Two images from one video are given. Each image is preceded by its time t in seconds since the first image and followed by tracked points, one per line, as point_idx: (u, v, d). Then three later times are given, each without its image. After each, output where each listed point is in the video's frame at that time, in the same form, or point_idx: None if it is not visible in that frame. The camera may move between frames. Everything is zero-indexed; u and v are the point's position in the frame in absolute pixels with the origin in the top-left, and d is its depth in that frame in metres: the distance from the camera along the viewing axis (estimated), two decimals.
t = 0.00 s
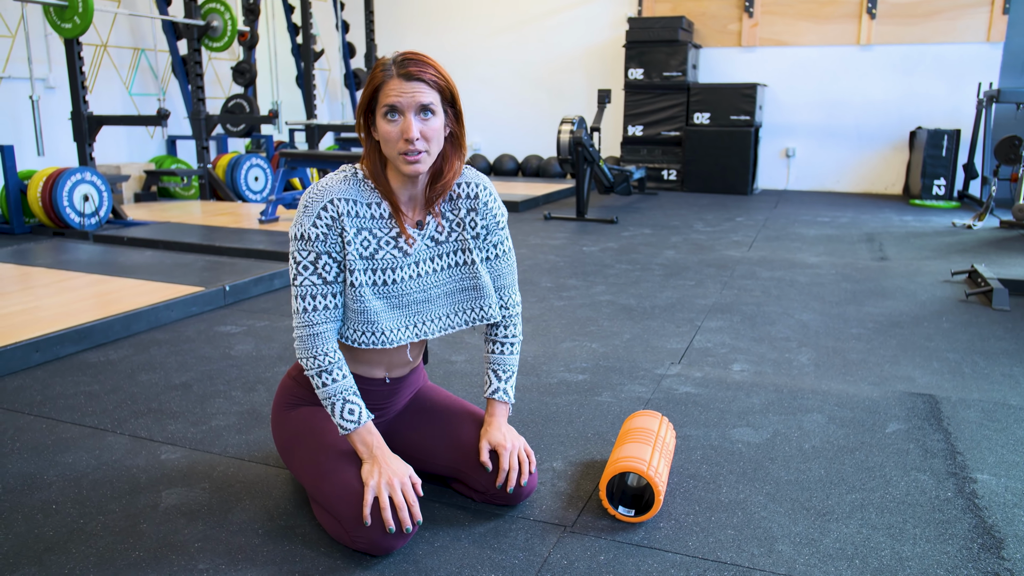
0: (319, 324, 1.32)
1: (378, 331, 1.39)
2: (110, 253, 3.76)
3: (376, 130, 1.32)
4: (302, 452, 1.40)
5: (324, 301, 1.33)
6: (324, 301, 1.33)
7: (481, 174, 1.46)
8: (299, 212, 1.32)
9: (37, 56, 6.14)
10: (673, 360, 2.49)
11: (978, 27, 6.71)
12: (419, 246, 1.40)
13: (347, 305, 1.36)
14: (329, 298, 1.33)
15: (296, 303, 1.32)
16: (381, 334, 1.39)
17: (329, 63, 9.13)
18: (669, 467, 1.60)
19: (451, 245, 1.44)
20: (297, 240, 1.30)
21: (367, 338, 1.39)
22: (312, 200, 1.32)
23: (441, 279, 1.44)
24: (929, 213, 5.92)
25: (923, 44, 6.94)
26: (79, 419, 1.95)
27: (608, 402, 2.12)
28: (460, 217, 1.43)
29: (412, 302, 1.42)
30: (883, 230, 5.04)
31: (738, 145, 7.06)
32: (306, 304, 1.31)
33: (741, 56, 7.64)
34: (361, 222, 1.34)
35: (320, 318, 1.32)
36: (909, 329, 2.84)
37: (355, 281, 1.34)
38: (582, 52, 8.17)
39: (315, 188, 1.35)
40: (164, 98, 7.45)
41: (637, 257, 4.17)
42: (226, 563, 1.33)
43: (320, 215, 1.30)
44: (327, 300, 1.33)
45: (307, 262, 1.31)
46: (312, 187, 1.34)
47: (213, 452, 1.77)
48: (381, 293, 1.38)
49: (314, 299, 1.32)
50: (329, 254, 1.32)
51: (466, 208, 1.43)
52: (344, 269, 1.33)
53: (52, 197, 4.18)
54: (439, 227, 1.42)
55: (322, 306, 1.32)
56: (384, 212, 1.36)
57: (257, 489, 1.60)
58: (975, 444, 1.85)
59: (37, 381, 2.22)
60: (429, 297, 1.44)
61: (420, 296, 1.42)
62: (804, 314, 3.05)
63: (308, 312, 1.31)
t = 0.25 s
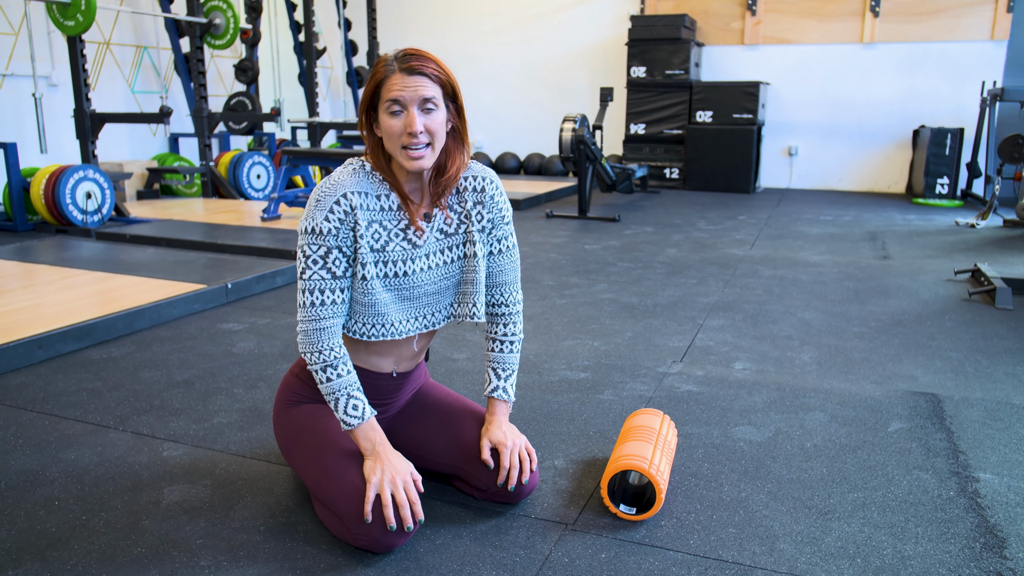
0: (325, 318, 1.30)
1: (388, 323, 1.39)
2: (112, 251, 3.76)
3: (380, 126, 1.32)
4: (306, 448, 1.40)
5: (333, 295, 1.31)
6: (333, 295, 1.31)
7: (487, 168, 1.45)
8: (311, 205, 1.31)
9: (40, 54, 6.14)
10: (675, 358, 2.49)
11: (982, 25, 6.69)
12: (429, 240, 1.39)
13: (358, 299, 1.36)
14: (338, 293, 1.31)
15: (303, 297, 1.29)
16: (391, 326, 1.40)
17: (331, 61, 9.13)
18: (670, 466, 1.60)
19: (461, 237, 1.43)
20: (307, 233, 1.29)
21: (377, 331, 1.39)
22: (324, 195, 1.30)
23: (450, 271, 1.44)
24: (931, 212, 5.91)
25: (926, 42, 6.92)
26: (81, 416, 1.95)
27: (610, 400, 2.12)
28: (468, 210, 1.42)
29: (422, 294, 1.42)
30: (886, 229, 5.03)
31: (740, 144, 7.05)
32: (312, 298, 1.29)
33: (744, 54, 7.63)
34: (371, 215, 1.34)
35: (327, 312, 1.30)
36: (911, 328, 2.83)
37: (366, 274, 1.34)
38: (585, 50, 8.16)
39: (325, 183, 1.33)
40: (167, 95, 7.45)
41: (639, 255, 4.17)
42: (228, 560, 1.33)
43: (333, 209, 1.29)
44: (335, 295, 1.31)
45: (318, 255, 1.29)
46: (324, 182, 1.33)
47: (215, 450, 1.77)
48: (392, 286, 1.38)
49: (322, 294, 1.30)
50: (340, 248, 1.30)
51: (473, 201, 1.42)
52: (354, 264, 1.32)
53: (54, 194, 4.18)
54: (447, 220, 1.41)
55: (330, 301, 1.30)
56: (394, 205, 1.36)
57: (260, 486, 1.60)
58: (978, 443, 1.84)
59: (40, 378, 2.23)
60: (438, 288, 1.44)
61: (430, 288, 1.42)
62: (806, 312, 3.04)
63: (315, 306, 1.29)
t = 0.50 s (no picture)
0: (309, 294, 1.21)
1: (400, 314, 1.38)
2: (116, 249, 3.77)
3: (401, 122, 1.30)
4: (308, 445, 1.40)
5: (323, 274, 1.24)
6: (324, 275, 1.23)
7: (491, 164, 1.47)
8: (323, 191, 1.29)
9: (44, 52, 6.16)
10: (678, 356, 2.49)
11: (986, 23, 6.67)
12: (439, 232, 1.39)
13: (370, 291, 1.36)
14: (332, 275, 1.25)
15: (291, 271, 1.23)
16: (404, 317, 1.39)
17: (334, 59, 9.13)
18: (672, 464, 1.60)
19: (469, 230, 1.44)
20: (314, 216, 1.25)
21: (389, 322, 1.38)
22: (337, 183, 1.29)
23: (459, 263, 1.45)
24: (935, 211, 5.89)
25: (930, 40, 6.90)
26: (84, 414, 1.96)
27: (612, 398, 2.12)
28: (475, 204, 1.44)
29: (433, 286, 1.42)
30: (889, 227, 5.02)
31: (743, 142, 7.04)
32: (301, 272, 1.22)
33: (747, 53, 7.62)
34: (384, 206, 1.33)
35: (311, 289, 1.22)
36: (914, 326, 2.83)
37: (380, 265, 1.34)
38: (588, 49, 8.16)
39: (339, 175, 1.32)
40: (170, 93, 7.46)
41: (642, 253, 4.17)
42: (230, 557, 1.33)
43: (345, 196, 1.27)
44: (328, 275, 1.24)
45: (321, 235, 1.25)
46: (338, 172, 1.32)
47: (218, 447, 1.77)
48: (403, 277, 1.37)
49: (311, 271, 1.23)
50: (347, 234, 1.28)
51: (479, 195, 1.44)
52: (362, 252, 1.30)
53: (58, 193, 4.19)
54: (456, 212, 1.42)
55: (318, 279, 1.23)
56: (404, 197, 1.36)
57: (262, 484, 1.61)
58: (980, 441, 1.84)
59: (43, 375, 2.23)
60: (448, 281, 1.45)
61: (440, 280, 1.43)
62: (809, 311, 3.04)
63: (301, 281, 1.21)
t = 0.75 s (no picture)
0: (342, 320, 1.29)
1: (408, 320, 1.41)
2: (114, 249, 3.77)
3: (410, 123, 1.29)
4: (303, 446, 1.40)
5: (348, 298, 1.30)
6: (348, 299, 1.30)
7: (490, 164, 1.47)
8: (319, 216, 1.31)
9: (42, 52, 6.15)
10: (676, 356, 2.49)
11: (984, 23, 6.68)
12: (441, 235, 1.40)
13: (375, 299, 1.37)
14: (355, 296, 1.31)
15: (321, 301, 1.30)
16: (413, 323, 1.41)
17: (333, 59, 9.13)
18: (670, 463, 1.60)
19: (471, 231, 1.44)
20: (319, 244, 1.30)
21: (398, 329, 1.41)
22: (333, 204, 1.30)
23: (463, 265, 1.46)
24: (934, 211, 5.90)
25: (929, 40, 6.91)
26: (82, 414, 1.96)
27: (611, 398, 2.13)
28: (476, 206, 1.44)
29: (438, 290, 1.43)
30: (888, 227, 5.03)
31: (742, 142, 7.04)
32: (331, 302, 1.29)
33: (745, 53, 7.62)
34: (382, 216, 1.33)
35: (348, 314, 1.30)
36: (912, 326, 2.83)
37: (381, 275, 1.35)
38: (587, 48, 8.16)
39: (334, 192, 1.33)
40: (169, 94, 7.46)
41: (641, 253, 4.17)
42: (228, 557, 1.33)
43: (341, 217, 1.29)
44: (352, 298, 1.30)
45: (329, 263, 1.30)
46: (331, 191, 1.32)
47: (216, 448, 1.77)
48: (409, 284, 1.39)
49: (336, 297, 1.29)
50: (351, 255, 1.30)
51: (480, 197, 1.44)
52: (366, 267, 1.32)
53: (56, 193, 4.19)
54: (456, 214, 1.42)
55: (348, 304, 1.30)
56: (404, 204, 1.36)
57: (260, 484, 1.61)
58: (978, 441, 1.84)
59: (41, 376, 2.23)
60: (453, 282, 1.46)
61: (445, 282, 1.44)
62: (807, 311, 3.04)
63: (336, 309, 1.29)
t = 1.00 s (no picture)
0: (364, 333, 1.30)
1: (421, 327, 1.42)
2: (113, 253, 3.77)
3: (405, 128, 1.31)
4: (304, 451, 1.40)
5: (369, 310, 1.31)
6: (371, 311, 1.31)
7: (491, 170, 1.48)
8: (331, 230, 1.30)
9: (42, 56, 6.16)
10: (674, 361, 2.49)
11: (982, 28, 6.70)
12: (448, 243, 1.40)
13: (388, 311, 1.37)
14: (376, 307, 1.31)
15: (340, 315, 1.30)
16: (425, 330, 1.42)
17: (333, 63, 9.14)
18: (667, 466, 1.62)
19: (476, 239, 1.46)
20: (335, 260, 1.29)
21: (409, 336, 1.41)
22: (345, 217, 1.29)
23: (469, 271, 1.46)
24: (932, 215, 5.91)
25: (927, 45, 6.93)
26: (80, 418, 1.96)
27: (609, 403, 2.13)
28: (480, 213, 1.45)
29: (445, 297, 1.44)
30: (886, 232, 5.03)
31: (741, 146, 7.05)
32: (348, 316, 1.30)
33: (744, 57, 7.63)
34: (392, 229, 1.34)
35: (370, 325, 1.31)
36: (910, 331, 2.83)
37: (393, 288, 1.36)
38: (586, 52, 8.17)
39: (341, 204, 1.31)
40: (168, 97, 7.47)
41: (639, 257, 4.18)
42: (225, 563, 1.33)
43: (357, 232, 1.29)
44: (373, 309, 1.31)
45: (350, 278, 1.29)
46: (339, 204, 1.31)
47: (213, 452, 1.77)
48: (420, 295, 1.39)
49: (357, 311, 1.30)
50: (374, 268, 1.31)
51: (484, 204, 1.45)
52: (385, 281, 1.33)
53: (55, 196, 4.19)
54: (461, 221, 1.43)
55: (369, 315, 1.30)
56: (411, 215, 1.36)
57: (257, 489, 1.60)
58: (976, 446, 1.84)
59: (39, 379, 2.23)
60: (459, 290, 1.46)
61: (452, 290, 1.44)
62: (805, 315, 3.04)
63: (357, 323, 1.30)
